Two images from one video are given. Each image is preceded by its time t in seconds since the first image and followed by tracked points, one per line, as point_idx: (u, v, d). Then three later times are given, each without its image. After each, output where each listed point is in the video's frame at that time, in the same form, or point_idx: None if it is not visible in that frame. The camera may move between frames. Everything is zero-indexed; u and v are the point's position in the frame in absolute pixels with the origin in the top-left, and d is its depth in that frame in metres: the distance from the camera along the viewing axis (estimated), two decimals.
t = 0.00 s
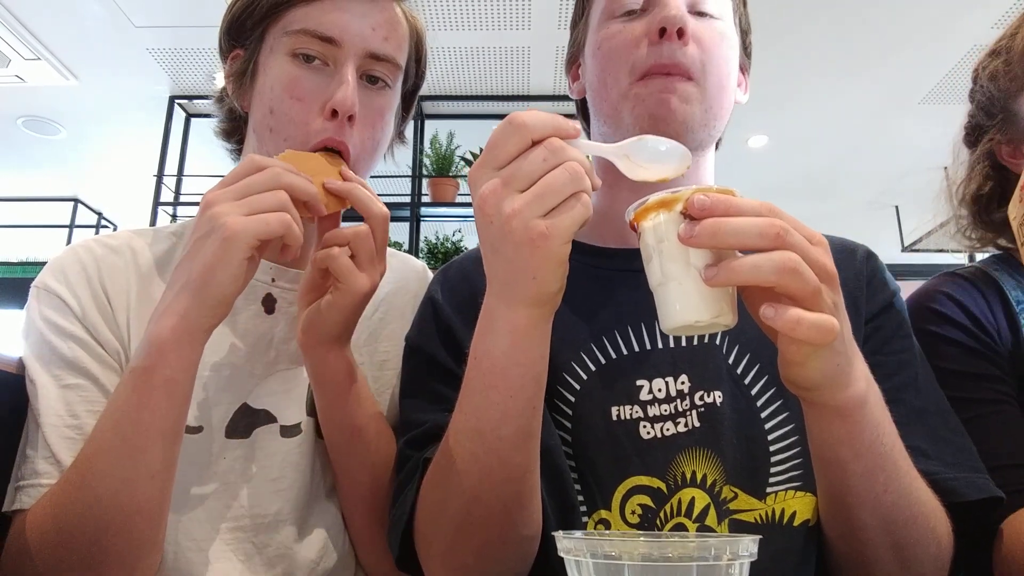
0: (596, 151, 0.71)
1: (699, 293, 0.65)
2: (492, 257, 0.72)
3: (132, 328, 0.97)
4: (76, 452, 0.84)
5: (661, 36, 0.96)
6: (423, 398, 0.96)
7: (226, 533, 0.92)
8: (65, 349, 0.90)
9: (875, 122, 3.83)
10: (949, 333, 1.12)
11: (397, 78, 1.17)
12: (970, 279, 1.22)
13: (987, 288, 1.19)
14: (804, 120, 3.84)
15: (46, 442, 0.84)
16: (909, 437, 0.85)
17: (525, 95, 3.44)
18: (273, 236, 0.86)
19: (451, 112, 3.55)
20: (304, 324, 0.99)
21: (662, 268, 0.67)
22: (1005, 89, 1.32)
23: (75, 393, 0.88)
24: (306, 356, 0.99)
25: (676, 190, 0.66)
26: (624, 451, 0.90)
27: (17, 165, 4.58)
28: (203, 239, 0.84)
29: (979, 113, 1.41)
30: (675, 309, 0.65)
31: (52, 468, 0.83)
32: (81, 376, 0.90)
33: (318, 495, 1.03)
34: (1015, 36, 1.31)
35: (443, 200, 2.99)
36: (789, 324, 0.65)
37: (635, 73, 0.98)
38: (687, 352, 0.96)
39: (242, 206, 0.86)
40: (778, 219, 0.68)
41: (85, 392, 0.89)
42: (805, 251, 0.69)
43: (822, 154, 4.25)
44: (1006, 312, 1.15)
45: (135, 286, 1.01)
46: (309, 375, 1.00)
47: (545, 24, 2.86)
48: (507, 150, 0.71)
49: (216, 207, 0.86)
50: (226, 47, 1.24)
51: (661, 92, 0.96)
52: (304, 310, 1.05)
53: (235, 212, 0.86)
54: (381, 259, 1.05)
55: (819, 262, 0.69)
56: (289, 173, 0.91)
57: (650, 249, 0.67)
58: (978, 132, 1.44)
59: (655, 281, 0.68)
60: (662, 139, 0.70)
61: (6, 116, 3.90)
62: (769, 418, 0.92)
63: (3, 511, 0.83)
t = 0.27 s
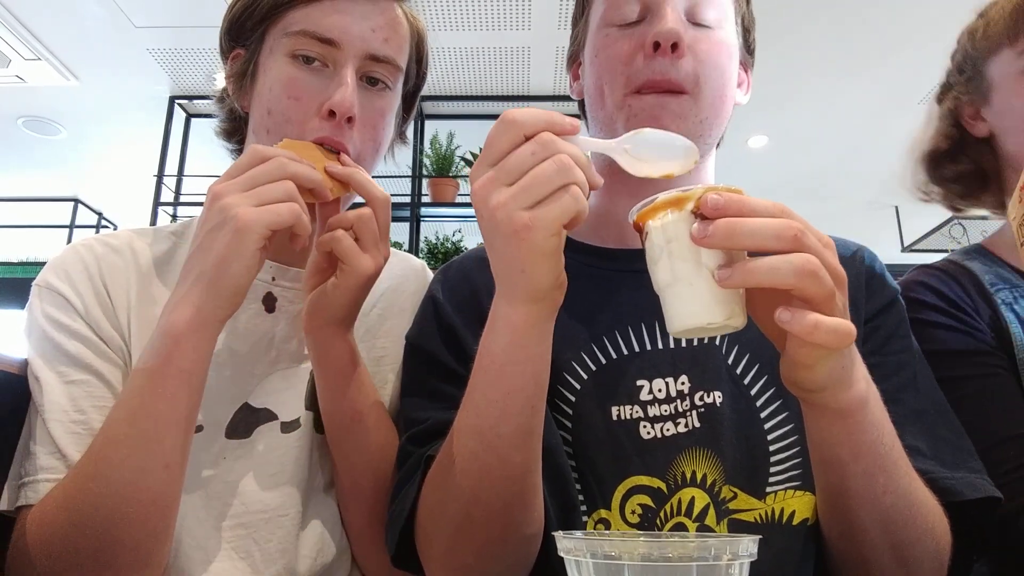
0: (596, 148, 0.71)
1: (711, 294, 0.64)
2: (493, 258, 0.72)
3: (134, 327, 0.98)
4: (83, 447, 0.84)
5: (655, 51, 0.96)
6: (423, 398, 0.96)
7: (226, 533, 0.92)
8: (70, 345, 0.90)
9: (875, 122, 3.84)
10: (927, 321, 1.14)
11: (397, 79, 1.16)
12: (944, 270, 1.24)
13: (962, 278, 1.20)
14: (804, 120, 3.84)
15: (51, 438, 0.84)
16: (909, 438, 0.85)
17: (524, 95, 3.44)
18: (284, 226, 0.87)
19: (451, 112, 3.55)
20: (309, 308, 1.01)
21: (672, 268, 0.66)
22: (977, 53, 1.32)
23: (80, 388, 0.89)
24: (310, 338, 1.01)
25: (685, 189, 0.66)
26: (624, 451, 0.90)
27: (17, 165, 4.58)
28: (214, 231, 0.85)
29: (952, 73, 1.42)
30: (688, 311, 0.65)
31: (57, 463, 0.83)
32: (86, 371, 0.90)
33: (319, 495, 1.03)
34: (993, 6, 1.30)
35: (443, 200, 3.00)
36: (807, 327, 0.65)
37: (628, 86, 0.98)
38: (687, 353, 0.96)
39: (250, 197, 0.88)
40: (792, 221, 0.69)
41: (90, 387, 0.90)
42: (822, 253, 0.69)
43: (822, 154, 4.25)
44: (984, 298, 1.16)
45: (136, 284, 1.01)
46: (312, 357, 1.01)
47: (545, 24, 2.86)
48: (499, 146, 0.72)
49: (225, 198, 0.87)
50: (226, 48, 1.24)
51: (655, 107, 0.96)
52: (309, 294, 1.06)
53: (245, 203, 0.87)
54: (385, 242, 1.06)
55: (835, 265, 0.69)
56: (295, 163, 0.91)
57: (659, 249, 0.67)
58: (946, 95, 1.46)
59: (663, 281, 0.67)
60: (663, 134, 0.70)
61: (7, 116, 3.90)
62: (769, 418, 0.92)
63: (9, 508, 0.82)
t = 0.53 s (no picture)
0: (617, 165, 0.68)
1: (739, 324, 0.59)
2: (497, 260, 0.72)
3: (136, 326, 0.98)
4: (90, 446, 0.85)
5: (659, 61, 0.96)
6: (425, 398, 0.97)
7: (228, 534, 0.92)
8: (73, 344, 0.91)
9: (875, 122, 3.84)
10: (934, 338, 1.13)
11: (394, 79, 1.16)
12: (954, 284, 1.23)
13: (970, 291, 1.19)
14: (804, 120, 3.85)
15: (57, 435, 0.84)
16: (911, 440, 0.85)
17: (524, 95, 3.44)
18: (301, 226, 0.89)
19: (451, 112, 3.55)
20: (315, 297, 1.01)
21: (696, 294, 0.60)
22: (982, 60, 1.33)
23: (85, 386, 0.89)
24: (317, 331, 1.01)
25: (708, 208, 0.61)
26: (627, 453, 0.91)
27: (17, 165, 4.58)
28: (231, 231, 0.86)
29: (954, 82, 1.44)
30: (717, 343, 0.59)
31: (64, 460, 0.82)
32: (90, 370, 0.91)
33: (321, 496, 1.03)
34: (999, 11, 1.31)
35: (443, 200, 3.00)
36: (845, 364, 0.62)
37: (635, 94, 0.98)
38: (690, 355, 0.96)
39: (266, 197, 0.89)
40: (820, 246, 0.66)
41: (96, 385, 0.90)
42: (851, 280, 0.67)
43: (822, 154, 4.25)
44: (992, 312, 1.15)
45: (138, 283, 1.02)
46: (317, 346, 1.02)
47: (545, 24, 2.86)
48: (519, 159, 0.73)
49: (240, 198, 0.88)
50: (226, 48, 1.25)
51: (660, 116, 0.96)
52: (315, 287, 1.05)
53: (262, 203, 0.88)
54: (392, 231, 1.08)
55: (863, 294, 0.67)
56: (306, 163, 0.92)
57: (680, 272, 0.60)
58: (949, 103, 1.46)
59: (685, 307, 0.61)
60: (690, 156, 0.64)
61: (7, 116, 3.90)
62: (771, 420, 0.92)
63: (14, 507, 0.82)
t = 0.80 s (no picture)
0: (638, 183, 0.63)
1: (749, 329, 0.57)
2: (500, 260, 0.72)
3: (138, 324, 0.98)
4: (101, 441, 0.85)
5: (611, 77, 0.97)
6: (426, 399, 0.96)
7: (231, 535, 0.92)
8: (79, 342, 0.91)
9: (875, 122, 3.83)
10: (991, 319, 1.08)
11: (390, 79, 1.16)
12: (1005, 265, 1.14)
13: None
14: (804, 120, 3.84)
15: (67, 431, 0.84)
16: (916, 441, 0.85)
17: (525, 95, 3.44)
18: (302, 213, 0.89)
19: (451, 112, 3.55)
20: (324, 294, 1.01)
21: (705, 298, 0.58)
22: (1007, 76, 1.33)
23: (93, 382, 0.89)
24: (323, 327, 1.00)
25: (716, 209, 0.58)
26: (630, 453, 0.91)
27: (16, 165, 4.58)
28: (232, 221, 0.86)
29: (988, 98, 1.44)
30: (729, 350, 0.57)
31: (75, 456, 0.83)
32: (96, 367, 0.91)
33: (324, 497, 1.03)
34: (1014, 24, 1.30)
35: (443, 200, 3.00)
36: (853, 370, 0.62)
37: (595, 111, 1.00)
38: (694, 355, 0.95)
39: (266, 185, 0.89)
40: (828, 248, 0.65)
41: (104, 381, 0.90)
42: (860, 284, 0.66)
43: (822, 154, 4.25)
44: None
45: (139, 282, 1.02)
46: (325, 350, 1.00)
47: (545, 24, 2.86)
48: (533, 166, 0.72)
49: (241, 188, 0.88)
50: (225, 47, 1.24)
51: (617, 133, 0.99)
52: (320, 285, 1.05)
53: (262, 192, 0.88)
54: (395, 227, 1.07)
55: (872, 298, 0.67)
56: (307, 153, 0.91)
57: (689, 275, 0.58)
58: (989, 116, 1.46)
59: (694, 311, 0.58)
60: (706, 177, 0.60)
61: (6, 116, 3.90)
62: (774, 420, 0.92)
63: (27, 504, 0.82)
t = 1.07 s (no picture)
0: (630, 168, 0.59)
1: (729, 299, 0.54)
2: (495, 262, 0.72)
3: (138, 324, 0.98)
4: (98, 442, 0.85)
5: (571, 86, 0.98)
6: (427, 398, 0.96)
7: (230, 535, 0.92)
8: (77, 343, 0.91)
9: (875, 122, 3.83)
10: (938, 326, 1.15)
11: (390, 80, 1.16)
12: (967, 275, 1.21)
13: (981, 279, 1.19)
14: (804, 120, 3.84)
15: (65, 433, 0.84)
16: (919, 440, 0.85)
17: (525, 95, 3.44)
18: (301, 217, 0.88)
19: (451, 112, 3.54)
20: (321, 296, 1.01)
21: (685, 265, 0.55)
22: (997, 72, 1.32)
23: (91, 384, 0.89)
24: (319, 328, 1.00)
25: (699, 177, 0.56)
26: (628, 453, 0.91)
27: (16, 165, 4.58)
28: (231, 225, 0.86)
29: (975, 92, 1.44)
30: (709, 318, 0.53)
31: (74, 457, 0.83)
32: (94, 368, 0.91)
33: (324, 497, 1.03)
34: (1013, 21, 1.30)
35: (443, 199, 2.99)
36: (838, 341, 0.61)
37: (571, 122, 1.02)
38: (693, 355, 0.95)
39: (265, 189, 0.87)
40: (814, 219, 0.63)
41: (102, 383, 0.90)
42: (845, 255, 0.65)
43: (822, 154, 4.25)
44: (1002, 300, 1.15)
45: (139, 282, 1.02)
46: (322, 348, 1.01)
47: (544, 24, 2.86)
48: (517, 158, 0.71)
49: (239, 191, 0.87)
50: (224, 47, 1.24)
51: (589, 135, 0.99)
52: (316, 287, 1.04)
53: (261, 196, 0.87)
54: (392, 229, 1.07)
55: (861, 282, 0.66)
56: (306, 155, 0.90)
57: (668, 242, 0.55)
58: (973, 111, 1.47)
59: (674, 279, 0.55)
60: (689, 151, 0.57)
61: (7, 116, 3.90)
62: (774, 420, 0.92)
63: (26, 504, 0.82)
